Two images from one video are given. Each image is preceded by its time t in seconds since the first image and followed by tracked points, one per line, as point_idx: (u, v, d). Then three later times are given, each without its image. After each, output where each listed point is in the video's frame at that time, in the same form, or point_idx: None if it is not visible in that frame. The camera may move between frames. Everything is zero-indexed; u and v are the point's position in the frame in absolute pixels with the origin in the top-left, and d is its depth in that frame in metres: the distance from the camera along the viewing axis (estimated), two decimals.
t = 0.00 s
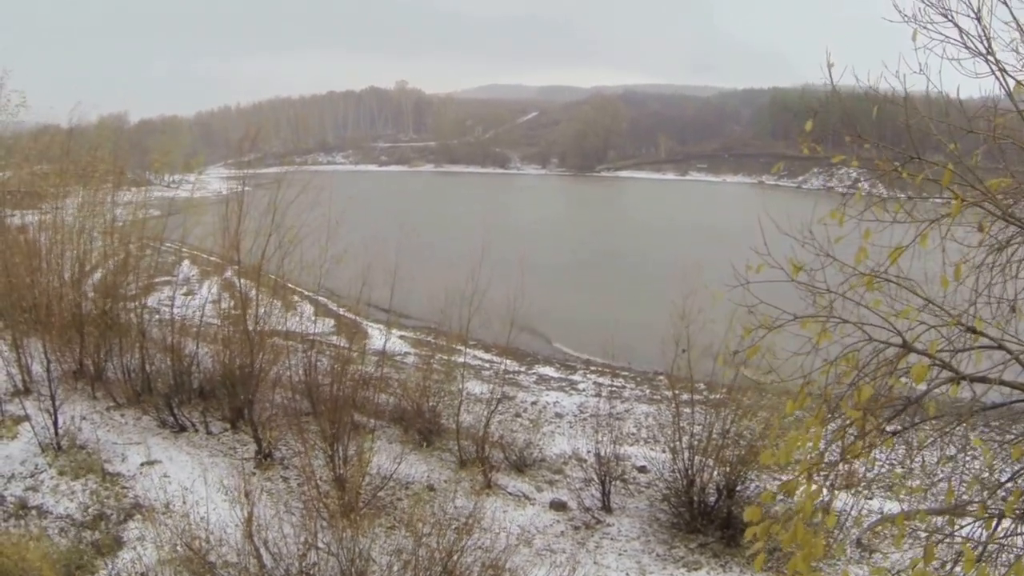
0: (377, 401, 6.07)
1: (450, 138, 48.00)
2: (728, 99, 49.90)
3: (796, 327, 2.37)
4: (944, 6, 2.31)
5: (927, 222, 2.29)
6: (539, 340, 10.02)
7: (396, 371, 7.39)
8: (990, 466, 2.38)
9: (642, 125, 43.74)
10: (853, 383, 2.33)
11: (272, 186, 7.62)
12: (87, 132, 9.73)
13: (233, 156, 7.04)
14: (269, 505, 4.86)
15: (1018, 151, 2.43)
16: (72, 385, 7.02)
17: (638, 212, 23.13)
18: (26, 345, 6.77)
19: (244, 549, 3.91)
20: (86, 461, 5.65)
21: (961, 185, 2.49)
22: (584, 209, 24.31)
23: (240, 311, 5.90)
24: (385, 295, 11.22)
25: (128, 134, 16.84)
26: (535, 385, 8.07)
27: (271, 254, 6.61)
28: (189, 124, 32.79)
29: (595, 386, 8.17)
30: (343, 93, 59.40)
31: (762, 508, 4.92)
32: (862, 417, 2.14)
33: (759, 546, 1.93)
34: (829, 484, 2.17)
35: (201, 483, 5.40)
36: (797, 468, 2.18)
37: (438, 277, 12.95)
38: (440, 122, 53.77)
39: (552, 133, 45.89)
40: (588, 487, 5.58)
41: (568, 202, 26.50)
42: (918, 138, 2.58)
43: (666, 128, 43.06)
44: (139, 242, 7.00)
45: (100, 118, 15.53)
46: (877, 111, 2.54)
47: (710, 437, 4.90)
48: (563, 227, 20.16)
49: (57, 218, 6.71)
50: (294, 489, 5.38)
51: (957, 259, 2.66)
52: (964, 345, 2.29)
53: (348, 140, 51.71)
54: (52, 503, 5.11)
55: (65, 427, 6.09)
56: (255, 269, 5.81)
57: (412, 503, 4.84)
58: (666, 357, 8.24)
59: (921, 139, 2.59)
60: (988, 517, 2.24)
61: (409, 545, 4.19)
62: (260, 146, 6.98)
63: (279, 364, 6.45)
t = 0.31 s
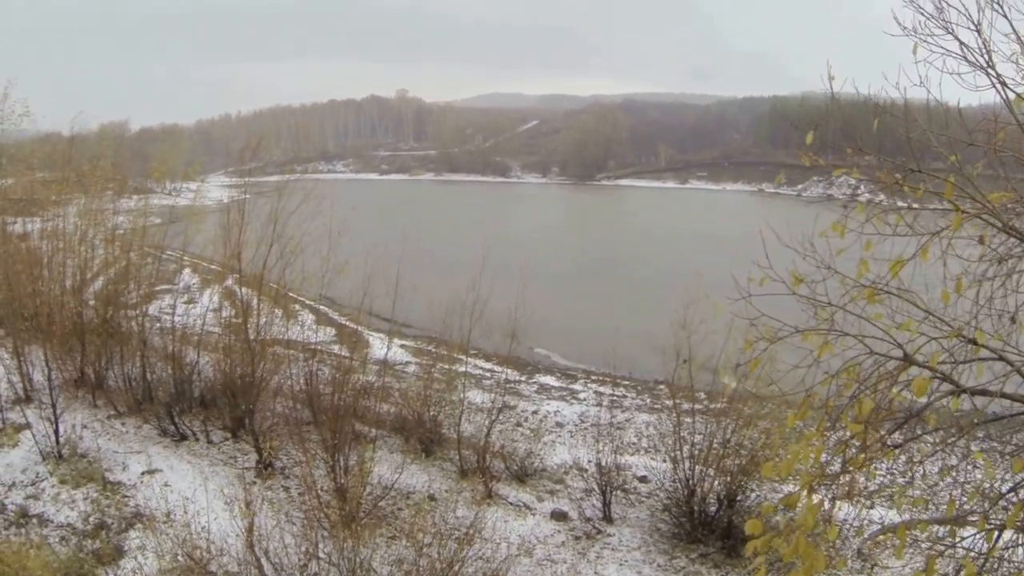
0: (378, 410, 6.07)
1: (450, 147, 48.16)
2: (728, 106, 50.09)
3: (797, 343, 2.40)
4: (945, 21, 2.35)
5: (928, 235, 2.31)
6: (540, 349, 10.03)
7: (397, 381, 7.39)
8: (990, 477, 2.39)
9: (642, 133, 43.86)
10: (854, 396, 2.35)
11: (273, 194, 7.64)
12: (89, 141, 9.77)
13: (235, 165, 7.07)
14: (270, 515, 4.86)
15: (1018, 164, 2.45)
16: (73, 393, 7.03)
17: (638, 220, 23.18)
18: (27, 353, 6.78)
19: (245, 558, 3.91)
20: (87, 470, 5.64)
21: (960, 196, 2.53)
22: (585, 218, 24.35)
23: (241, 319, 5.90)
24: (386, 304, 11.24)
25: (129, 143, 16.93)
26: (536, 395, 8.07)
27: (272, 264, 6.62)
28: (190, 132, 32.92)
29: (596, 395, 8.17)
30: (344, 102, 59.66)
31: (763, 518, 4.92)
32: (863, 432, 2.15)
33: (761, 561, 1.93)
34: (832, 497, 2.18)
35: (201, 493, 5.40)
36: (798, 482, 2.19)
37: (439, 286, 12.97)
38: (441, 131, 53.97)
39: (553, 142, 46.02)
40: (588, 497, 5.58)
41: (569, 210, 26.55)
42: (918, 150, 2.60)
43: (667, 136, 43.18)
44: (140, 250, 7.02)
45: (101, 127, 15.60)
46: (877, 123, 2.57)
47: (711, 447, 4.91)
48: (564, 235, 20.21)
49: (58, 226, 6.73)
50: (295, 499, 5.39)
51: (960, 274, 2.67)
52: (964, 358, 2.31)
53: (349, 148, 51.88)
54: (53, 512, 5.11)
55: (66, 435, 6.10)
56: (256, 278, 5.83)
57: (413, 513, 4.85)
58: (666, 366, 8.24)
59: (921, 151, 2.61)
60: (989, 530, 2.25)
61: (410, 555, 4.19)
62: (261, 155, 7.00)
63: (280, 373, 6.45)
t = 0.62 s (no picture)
0: (379, 422, 6.07)
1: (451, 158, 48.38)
2: (728, 118, 50.31)
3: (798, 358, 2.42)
4: (946, 35, 2.38)
5: (928, 251, 2.34)
6: (540, 360, 10.03)
7: (398, 393, 7.41)
8: (990, 492, 2.41)
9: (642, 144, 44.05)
10: (856, 412, 2.37)
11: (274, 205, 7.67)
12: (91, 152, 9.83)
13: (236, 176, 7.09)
14: (271, 527, 4.87)
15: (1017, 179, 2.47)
16: (73, 404, 7.03)
17: (638, 232, 23.24)
18: (28, 363, 6.79)
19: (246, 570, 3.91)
20: (87, 480, 5.64)
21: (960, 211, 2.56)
22: (585, 229, 24.41)
23: (242, 331, 5.92)
24: (386, 316, 11.26)
25: (130, 154, 17.02)
26: (537, 407, 8.08)
27: (273, 275, 6.64)
28: (191, 144, 33.09)
29: (597, 408, 8.17)
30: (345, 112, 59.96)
31: (764, 531, 4.92)
32: (864, 448, 2.17)
33: None
34: (833, 513, 2.19)
35: (202, 505, 5.40)
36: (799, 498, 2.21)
37: (439, 298, 12.99)
38: (441, 142, 54.20)
39: (553, 153, 46.21)
40: (589, 509, 5.58)
41: (569, 221, 26.63)
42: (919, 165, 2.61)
43: (666, 147, 43.34)
44: (141, 260, 7.04)
45: (103, 138, 15.69)
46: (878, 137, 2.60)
47: (711, 460, 4.92)
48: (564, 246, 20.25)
49: (60, 236, 6.76)
50: (296, 511, 5.39)
51: (960, 288, 2.70)
52: (964, 373, 2.33)
53: (350, 159, 52.09)
54: (54, 522, 5.10)
55: (66, 446, 6.10)
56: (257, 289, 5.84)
57: (414, 525, 4.86)
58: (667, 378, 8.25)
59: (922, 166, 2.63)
60: (988, 543, 2.27)
61: (411, 567, 4.20)
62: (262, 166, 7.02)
63: (281, 385, 6.46)
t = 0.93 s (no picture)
0: (380, 435, 6.08)
1: (452, 170, 48.58)
2: (729, 130, 50.52)
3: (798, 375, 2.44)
4: (946, 50, 2.30)
5: (928, 269, 2.36)
6: (541, 373, 10.05)
7: (399, 405, 7.41)
8: (990, 508, 2.43)
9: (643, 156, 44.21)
10: (856, 428, 2.38)
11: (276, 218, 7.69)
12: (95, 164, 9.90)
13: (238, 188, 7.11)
14: (272, 541, 4.88)
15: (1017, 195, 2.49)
16: (74, 415, 7.05)
17: (638, 244, 23.30)
18: (29, 373, 6.80)
19: None
20: (87, 492, 5.65)
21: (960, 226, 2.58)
22: (585, 241, 24.49)
23: (242, 343, 5.92)
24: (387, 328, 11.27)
25: (133, 166, 17.14)
26: (537, 420, 8.08)
27: (273, 288, 6.65)
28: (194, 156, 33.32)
29: (597, 421, 8.17)
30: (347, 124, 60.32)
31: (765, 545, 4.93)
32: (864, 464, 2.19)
33: None
34: (834, 529, 2.21)
35: (202, 517, 5.40)
36: (800, 515, 2.22)
37: (440, 310, 13.02)
38: (443, 155, 54.48)
39: (554, 165, 46.37)
40: (590, 523, 5.58)
41: (569, 234, 26.70)
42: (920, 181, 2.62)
43: (667, 159, 43.49)
44: (142, 272, 7.07)
45: (107, 149, 15.81)
46: (879, 154, 2.64)
47: (711, 473, 4.93)
48: (564, 259, 20.30)
49: (61, 247, 6.79)
50: (296, 524, 5.40)
51: (960, 303, 2.72)
52: (964, 390, 2.35)
53: (351, 171, 52.28)
54: (54, 533, 5.10)
55: (67, 457, 6.10)
56: (257, 302, 5.85)
57: (414, 538, 4.87)
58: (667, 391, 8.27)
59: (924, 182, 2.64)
60: (988, 560, 2.28)
61: None
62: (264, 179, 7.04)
63: (282, 397, 6.46)
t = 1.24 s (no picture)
0: (380, 447, 6.08)
1: (453, 182, 48.76)
2: (730, 143, 50.76)
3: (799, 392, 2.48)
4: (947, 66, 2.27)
5: (928, 286, 2.39)
6: (542, 386, 10.05)
7: (399, 418, 7.42)
8: (991, 523, 2.43)
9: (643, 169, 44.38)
10: (857, 443, 2.40)
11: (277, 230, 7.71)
12: (98, 174, 9.96)
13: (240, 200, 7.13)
14: (272, 554, 4.88)
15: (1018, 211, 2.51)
16: (75, 426, 7.05)
17: (638, 257, 23.35)
18: (30, 383, 6.80)
19: None
20: (88, 503, 5.64)
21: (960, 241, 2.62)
22: (585, 254, 24.55)
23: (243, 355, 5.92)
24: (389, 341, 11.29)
25: (133, 176, 17.22)
26: (538, 433, 8.08)
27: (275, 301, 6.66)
28: (195, 167, 33.47)
29: (598, 434, 8.18)
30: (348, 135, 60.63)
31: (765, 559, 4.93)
32: (865, 479, 2.21)
33: None
34: (835, 546, 2.22)
35: (203, 529, 5.40)
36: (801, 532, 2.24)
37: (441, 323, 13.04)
38: (444, 167, 54.67)
39: (555, 178, 46.54)
40: (590, 536, 5.58)
41: (569, 247, 26.77)
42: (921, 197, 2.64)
43: (667, 172, 43.65)
44: (144, 282, 7.09)
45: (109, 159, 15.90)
46: (879, 171, 2.66)
47: (712, 487, 4.94)
48: (565, 272, 20.34)
49: (63, 257, 6.80)
50: (297, 538, 5.41)
51: (961, 319, 2.74)
52: (965, 407, 2.36)
53: (352, 183, 52.45)
54: (54, 544, 5.08)
55: (67, 468, 6.11)
56: (258, 314, 5.86)
57: (414, 552, 4.87)
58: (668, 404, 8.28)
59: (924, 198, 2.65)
60: None
61: None
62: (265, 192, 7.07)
63: (283, 410, 6.47)
